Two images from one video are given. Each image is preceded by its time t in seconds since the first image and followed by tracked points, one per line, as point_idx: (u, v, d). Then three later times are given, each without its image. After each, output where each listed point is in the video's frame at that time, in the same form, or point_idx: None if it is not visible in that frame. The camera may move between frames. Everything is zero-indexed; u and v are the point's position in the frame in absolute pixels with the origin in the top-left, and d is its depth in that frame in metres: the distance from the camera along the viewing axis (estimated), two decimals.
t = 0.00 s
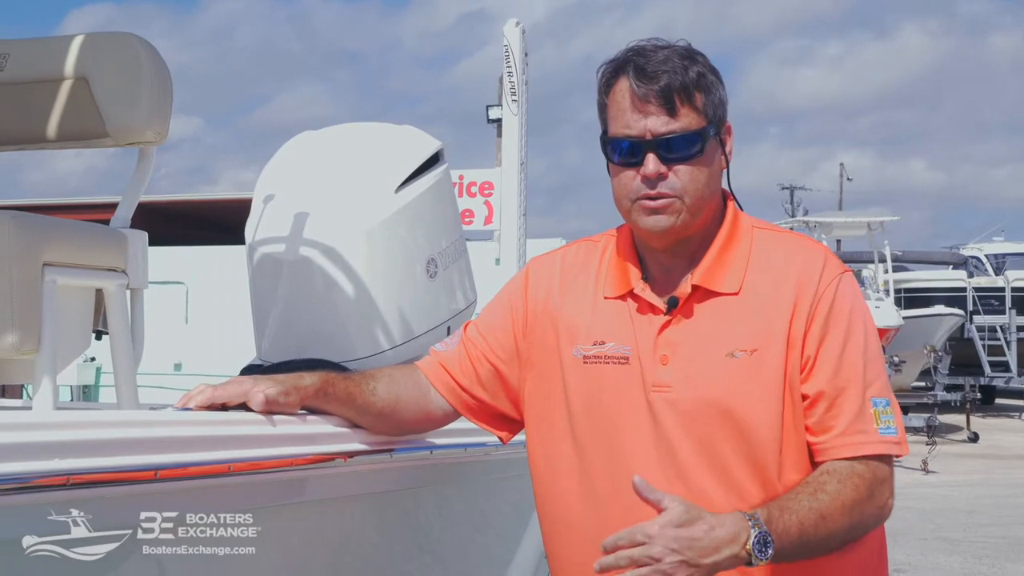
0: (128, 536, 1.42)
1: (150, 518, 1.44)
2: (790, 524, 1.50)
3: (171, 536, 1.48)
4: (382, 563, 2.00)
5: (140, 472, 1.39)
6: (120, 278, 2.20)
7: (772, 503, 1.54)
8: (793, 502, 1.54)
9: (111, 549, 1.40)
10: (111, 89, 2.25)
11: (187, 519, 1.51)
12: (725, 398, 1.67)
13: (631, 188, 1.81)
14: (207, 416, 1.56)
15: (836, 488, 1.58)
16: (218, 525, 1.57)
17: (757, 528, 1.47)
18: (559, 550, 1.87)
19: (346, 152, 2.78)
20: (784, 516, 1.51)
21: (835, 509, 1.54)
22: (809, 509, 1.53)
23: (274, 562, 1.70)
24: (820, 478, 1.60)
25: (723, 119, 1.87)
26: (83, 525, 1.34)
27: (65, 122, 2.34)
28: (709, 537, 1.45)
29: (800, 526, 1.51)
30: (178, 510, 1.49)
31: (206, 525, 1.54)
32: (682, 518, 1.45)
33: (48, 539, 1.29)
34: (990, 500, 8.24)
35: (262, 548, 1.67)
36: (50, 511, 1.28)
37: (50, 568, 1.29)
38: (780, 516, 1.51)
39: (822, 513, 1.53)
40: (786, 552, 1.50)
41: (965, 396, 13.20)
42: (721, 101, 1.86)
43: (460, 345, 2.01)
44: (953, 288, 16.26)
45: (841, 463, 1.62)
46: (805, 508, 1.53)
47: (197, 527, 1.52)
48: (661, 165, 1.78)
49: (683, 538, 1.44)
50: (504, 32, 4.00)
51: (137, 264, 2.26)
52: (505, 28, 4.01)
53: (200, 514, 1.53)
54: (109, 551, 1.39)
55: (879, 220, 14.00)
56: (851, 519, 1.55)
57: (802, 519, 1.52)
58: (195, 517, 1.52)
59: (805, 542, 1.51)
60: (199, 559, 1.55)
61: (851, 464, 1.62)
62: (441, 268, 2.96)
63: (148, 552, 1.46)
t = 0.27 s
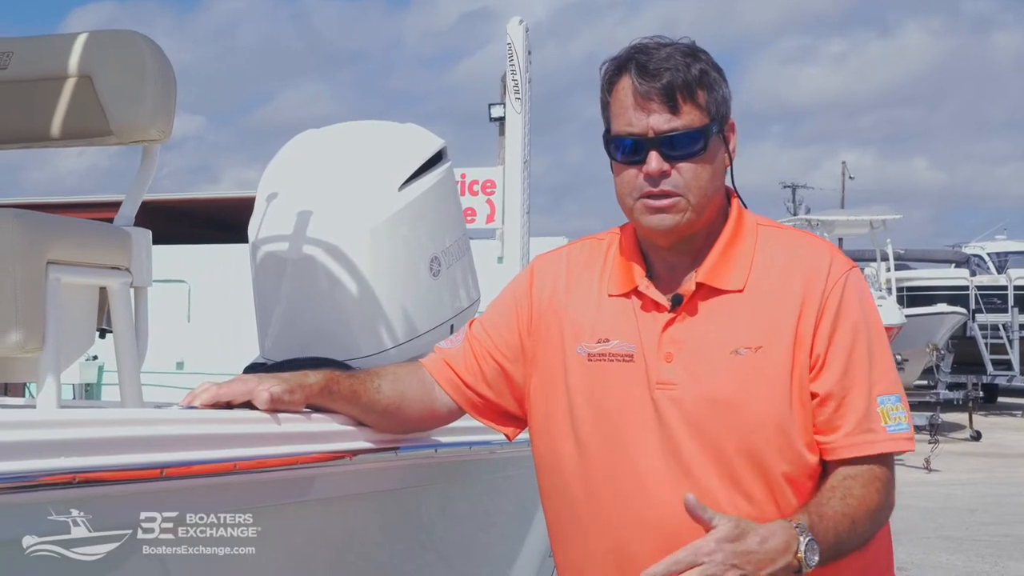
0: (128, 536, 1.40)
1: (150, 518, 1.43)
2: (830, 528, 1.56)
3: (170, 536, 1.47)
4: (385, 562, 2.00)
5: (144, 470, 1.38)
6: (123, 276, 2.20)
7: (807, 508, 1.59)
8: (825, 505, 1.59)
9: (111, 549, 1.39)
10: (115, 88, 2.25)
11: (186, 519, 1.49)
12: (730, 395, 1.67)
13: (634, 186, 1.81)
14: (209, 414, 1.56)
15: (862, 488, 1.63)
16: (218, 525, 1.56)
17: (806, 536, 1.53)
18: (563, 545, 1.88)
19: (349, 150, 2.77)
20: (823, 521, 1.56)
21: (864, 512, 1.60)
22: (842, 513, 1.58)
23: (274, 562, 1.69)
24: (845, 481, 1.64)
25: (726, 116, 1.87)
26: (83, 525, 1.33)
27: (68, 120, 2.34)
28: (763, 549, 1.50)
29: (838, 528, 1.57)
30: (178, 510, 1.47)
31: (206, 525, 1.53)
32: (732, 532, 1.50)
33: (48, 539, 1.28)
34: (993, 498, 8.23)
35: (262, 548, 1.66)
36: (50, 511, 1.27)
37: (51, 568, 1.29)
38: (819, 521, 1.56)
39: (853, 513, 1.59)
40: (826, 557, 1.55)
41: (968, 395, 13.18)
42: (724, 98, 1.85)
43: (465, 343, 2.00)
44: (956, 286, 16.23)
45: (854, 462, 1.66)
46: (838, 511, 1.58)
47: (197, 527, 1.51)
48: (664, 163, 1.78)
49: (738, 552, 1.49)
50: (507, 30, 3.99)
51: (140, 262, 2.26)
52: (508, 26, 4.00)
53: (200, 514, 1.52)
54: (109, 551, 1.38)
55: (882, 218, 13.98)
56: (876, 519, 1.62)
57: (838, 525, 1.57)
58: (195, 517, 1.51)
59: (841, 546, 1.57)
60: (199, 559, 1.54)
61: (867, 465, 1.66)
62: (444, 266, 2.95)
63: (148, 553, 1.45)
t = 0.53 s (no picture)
0: (127, 536, 1.40)
1: (150, 518, 1.43)
2: (808, 529, 1.53)
3: (170, 536, 1.47)
4: (386, 562, 1.99)
5: (145, 469, 1.38)
6: (124, 275, 2.20)
7: (787, 507, 1.56)
8: (806, 505, 1.56)
9: (111, 549, 1.38)
10: (116, 87, 2.25)
11: (187, 519, 1.49)
12: (738, 394, 1.67)
13: (639, 182, 1.80)
14: (211, 413, 1.56)
15: (849, 490, 1.60)
16: (217, 525, 1.55)
17: (778, 534, 1.50)
18: (567, 545, 1.87)
19: (350, 149, 2.77)
20: (801, 520, 1.53)
21: (848, 513, 1.57)
22: (823, 513, 1.55)
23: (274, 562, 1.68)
24: (832, 481, 1.62)
25: (733, 115, 1.86)
26: (82, 525, 1.32)
27: (69, 119, 2.34)
28: (731, 547, 1.47)
29: (816, 530, 1.54)
30: (178, 510, 1.47)
31: (206, 525, 1.53)
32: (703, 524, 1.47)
33: (48, 539, 1.27)
34: (993, 498, 8.23)
35: (262, 548, 1.65)
36: (50, 511, 1.27)
37: (50, 568, 1.28)
38: (796, 520, 1.53)
39: (835, 516, 1.56)
40: (801, 555, 1.53)
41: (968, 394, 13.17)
42: (731, 97, 1.85)
43: (466, 342, 2.00)
44: (957, 286, 16.23)
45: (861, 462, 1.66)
46: (819, 512, 1.55)
47: (197, 527, 1.51)
48: (671, 159, 1.77)
49: (706, 547, 1.46)
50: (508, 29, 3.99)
51: (141, 262, 2.26)
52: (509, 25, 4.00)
53: (201, 514, 1.51)
54: (110, 551, 1.38)
55: (883, 218, 13.97)
56: (863, 520, 1.59)
57: (818, 524, 1.54)
58: (195, 517, 1.50)
59: (821, 546, 1.54)
60: (199, 559, 1.54)
61: (860, 464, 1.64)
62: (446, 266, 2.95)
63: (148, 553, 1.45)
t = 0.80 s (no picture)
0: (128, 536, 1.40)
1: (151, 518, 1.42)
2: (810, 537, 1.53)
3: (171, 536, 1.46)
4: (387, 561, 1.99)
5: (148, 466, 1.38)
6: (125, 273, 2.19)
7: (788, 515, 1.56)
8: (806, 512, 1.56)
9: (111, 549, 1.38)
10: (118, 85, 2.24)
11: (187, 519, 1.48)
12: (741, 390, 1.66)
13: (649, 172, 1.80)
14: (212, 411, 1.55)
15: (847, 493, 1.60)
16: (218, 525, 1.54)
17: (784, 547, 1.49)
18: (569, 538, 1.88)
19: (353, 146, 2.77)
20: (803, 530, 1.53)
21: (846, 517, 1.57)
22: (824, 520, 1.55)
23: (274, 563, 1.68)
24: (830, 484, 1.61)
25: (744, 109, 1.86)
26: (83, 525, 1.32)
27: (71, 116, 2.33)
28: (747, 561, 1.46)
29: (819, 538, 1.53)
30: (178, 510, 1.46)
31: (206, 526, 1.52)
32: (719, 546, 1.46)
33: (48, 539, 1.28)
34: (996, 496, 8.22)
35: (262, 548, 1.64)
36: (50, 511, 1.27)
37: (50, 567, 1.28)
38: (798, 530, 1.53)
39: (835, 522, 1.56)
40: (806, 565, 1.53)
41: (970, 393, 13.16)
42: (743, 92, 1.85)
43: (469, 339, 1.99)
44: (959, 284, 16.21)
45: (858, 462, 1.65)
46: (819, 519, 1.55)
47: (197, 528, 1.50)
48: (682, 149, 1.77)
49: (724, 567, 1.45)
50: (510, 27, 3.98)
51: (143, 260, 2.26)
52: (512, 23, 4.00)
53: (201, 514, 1.51)
54: (110, 551, 1.38)
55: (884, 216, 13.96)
56: (860, 524, 1.59)
57: (818, 531, 1.54)
58: (195, 517, 1.50)
59: (822, 554, 1.54)
60: (199, 559, 1.53)
61: (858, 467, 1.64)
62: (448, 264, 2.95)
63: (148, 553, 1.44)
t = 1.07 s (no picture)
0: (127, 536, 1.40)
1: (151, 518, 1.42)
2: (865, 529, 1.57)
3: (170, 536, 1.46)
4: (389, 560, 1.99)
5: (150, 467, 1.38)
6: (128, 274, 2.19)
7: (840, 508, 1.60)
8: (859, 504, 1.60)
9: (111, 549, 1.38)
10: (121, 86, 2.25)
11: (187, 519, 1.48)
12: (747, 390, 1.66)
13: (642, 165, 1.79)
14: (214, 412, 1.55)
15: (892, 480, 1.64)
16: (218, 525, 1.54)
17: (845, 542, 1.53)
18: (571, 539, 1.86)
19: (354, 147, 2.77)
20: (858, 522, 1.57)
21: (896, 504, 1.62)
22: (876, 510, 1.60)
23: (274, 563, 1.67)
24: (874, 472, 1.65)
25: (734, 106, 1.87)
26: (83, 525, 1.32)
27: (74, 117, 2.34)
28: (809, 560, 1.50)
29: (873, 528, 1.58)
30: (178, 510, 1.46)
31: (206, 525, 1.52)
32: (781, 548, 1.48)
33: (48, 539, 1.28)
34: (999, 498, 8.20)
35: (262, 548, 1.64)
36: (50, 511, 1.27)
37: (49, 568, 1.28)
38: (853, 522, 1.57)
39: (885, 510, 1.61)
40: (865, 555, 1.58)
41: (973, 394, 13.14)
42: (734, 88, 1.86)
43: (469, 339, 1.99)
44: (962, 285, 16.18)
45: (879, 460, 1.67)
46: (872, 509, 1.60)
47: (197, 528, 1.50)
48: (674, 140, 1.77)
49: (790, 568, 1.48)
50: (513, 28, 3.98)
51: (146, 261, 2.26)
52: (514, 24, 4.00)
53: (201, 514, 1.50)
54: (110, 551, 1.38)
55: (887, 217, 13.94)
56: (908, 508, 1.64)
57: (873, 523, 1.58)
58: (195, 517, 1.49)
59: (878, 543, 1.59)
60: (198, 559, 1.53)
61: (896, 454, 1.67)
62: (450, 265, 2.95)
63: (148, 552, 1.44)
